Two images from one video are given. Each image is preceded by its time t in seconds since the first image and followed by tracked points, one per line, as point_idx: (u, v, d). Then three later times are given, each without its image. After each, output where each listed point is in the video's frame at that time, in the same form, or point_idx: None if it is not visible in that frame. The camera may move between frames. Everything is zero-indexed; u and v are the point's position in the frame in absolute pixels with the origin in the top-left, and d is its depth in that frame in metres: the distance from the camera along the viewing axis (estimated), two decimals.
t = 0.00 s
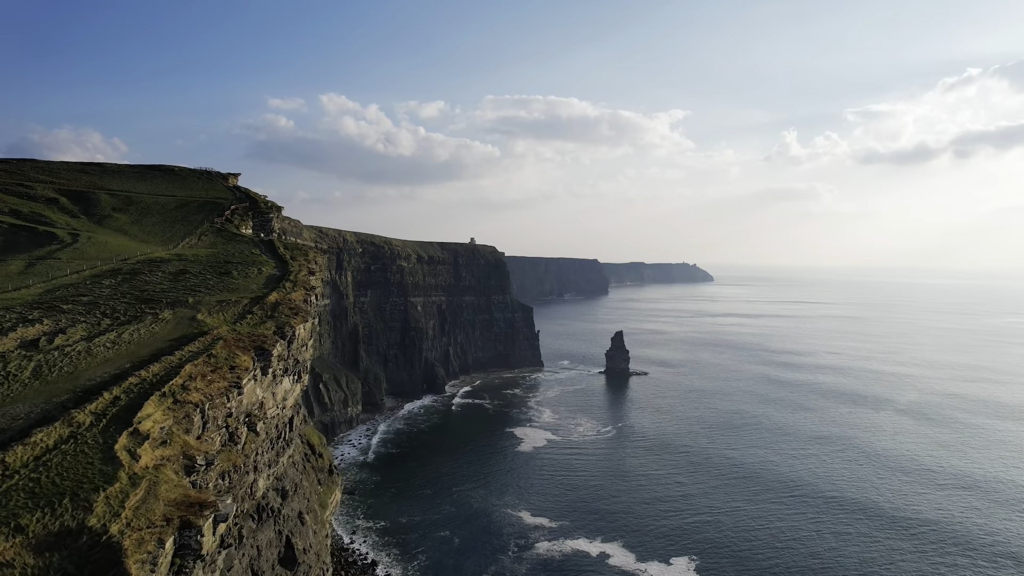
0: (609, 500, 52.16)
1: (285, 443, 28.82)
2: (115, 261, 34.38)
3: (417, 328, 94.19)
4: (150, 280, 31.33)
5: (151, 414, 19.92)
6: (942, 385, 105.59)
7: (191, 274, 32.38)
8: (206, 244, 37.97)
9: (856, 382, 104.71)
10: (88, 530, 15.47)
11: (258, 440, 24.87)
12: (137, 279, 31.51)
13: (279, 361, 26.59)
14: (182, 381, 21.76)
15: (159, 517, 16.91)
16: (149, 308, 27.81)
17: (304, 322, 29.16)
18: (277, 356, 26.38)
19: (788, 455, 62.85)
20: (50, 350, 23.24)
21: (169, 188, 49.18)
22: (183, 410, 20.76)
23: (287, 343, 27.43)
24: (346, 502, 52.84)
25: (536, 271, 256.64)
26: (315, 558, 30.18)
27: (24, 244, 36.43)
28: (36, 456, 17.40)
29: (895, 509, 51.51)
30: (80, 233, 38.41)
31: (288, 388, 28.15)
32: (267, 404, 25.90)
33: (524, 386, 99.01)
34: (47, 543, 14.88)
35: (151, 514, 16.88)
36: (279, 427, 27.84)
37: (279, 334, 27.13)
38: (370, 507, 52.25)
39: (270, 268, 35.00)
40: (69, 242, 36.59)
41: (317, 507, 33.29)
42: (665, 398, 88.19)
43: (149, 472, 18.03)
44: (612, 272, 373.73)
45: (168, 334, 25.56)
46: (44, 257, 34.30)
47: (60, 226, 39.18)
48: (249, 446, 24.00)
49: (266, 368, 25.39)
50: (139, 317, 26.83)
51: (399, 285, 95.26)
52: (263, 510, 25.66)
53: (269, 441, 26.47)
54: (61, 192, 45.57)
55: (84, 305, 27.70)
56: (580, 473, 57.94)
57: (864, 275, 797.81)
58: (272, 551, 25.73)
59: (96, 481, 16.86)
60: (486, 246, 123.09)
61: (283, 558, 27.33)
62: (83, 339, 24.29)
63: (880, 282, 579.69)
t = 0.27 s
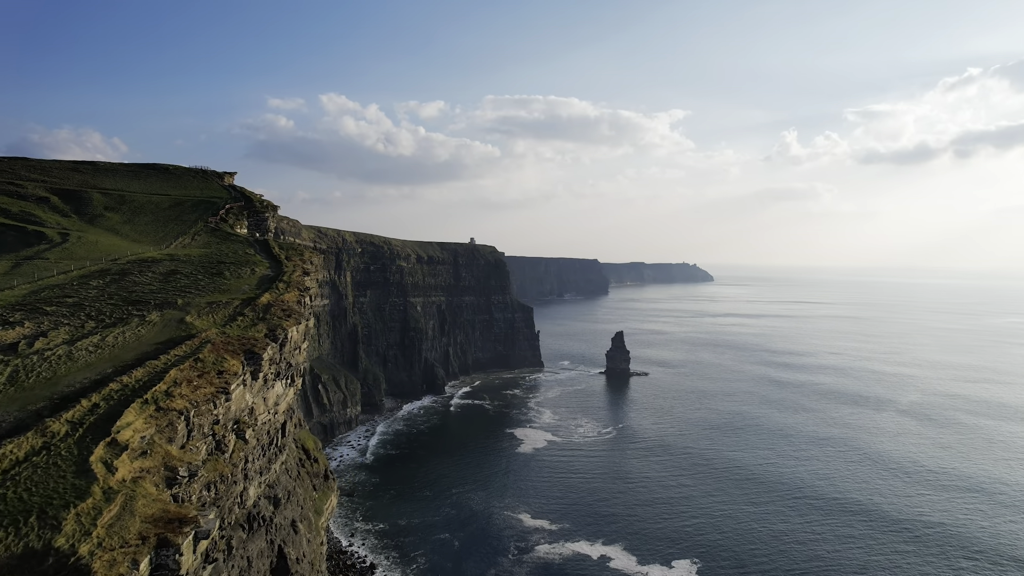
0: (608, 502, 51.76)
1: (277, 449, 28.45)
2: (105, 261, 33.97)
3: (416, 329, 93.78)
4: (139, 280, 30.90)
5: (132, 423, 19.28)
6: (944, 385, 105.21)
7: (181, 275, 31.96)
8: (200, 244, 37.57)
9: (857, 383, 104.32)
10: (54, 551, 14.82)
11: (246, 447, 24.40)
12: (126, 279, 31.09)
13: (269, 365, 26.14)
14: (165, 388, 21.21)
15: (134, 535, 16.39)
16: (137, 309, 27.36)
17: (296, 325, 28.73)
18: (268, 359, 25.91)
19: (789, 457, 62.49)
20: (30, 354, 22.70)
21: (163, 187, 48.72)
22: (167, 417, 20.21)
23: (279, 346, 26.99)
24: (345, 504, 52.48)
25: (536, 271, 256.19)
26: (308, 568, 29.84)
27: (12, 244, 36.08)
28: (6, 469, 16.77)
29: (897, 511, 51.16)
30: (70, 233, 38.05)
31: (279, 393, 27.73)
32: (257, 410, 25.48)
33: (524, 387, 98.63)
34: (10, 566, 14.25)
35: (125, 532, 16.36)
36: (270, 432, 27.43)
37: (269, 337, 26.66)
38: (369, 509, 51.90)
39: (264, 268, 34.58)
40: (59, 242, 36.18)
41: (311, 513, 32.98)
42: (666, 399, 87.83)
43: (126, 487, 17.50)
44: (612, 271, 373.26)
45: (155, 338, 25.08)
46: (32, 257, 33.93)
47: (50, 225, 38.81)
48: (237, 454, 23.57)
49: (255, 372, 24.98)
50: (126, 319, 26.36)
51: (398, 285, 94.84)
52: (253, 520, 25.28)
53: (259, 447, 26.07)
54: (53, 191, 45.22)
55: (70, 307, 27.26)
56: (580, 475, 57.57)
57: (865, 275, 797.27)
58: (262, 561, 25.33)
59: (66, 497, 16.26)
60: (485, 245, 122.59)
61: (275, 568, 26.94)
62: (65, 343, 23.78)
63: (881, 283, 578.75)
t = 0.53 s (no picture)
0: (607, 505, 51.26)
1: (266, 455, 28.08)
2: (92, 260, 33.46)
3: (416, 329, 93.25)
4: (126, 281, 30.38)
5: (106, 434, 18.69)
6: (946, 386, 104.72)
7: (171, 275, 31.47)
8: (192, 243, 37.10)
9: (859, 383, 103.87)
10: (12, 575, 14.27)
11: (232, 456, 23.93)
12: (113, 280, 30.57)
13: (257, 370, 25.65)
14: (145, 396, 20.65)
15: (99, 559, 16.02)
16: (120, 311, 26.81)
17: (288, 328, 28.25)
18: (255, 363, 25.41)
19: (790, 459, 62.04)
20: (6, 358, 22.08)
21: (156, 186, 48.18)
22: (146, 427, 19.65)
23: (269, 350, 26.51)
24: (344, 506, 52.03)
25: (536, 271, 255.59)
26: None
27: None
28: None
29: (899, 513, 50.72)
30: (58, 232, 37.54)
31: (268, 398, 27.24)
32: (244, 417, 25.06)
33: (524, 387, 98.13)
34: None
35: (91, 555, 16.00)
36: (258, 438, 27.03)
37: (257, 341, 26.17)
38: (368, 511, 51.45)
39: (256, 268, 34.10)
40: (47, 241, 35.61)
41: (304, 520, 32.63)
42: (666, 400, 87.35)
43: (93, 506, 17.04)
44: (612, 271, 372.67)
45: (138, 341, 24.51)
46: (17, 257, 33.42)
47: (38, 224, 38.32)
48: (222, 463, 23.14)
49: (243, 377, 24.51)
50: (108, 322, 25.78)
51: (397, 286, 94.33)
52: (241, 531, 24.96)
53: (246, 455, 25.68)
54: (42, 189, 44.72)
55: (51, 309, 26.72)
56: (580, 477, 57.10)
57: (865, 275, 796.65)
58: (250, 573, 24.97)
59: (26, 518, 15.62)
60: (485, 245, 121.99)
61: None
62: (43, 347, 23.15)
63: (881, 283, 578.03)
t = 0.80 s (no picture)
0: (607, 507, 50.79)
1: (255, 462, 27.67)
2: (80, 260, 32.94)
3: (416, 329, 92.80)
4: (113, 282, 29.84)
5: (80, 445, 17.71)
6: (948, 387, 104.35)
7: (160, 276, 31.00)
8: (184, 242, 36.66)
9: (860, 384, 103.59)
10: None
11: (218, 466, 23.42)
12: (99, 281, 30.00)
13: (246, 374, 25.05)
14: (124, 403, 19.79)
15: None
16: (105, 313, 26.19)
17: (279, 330, 27.79)
18: (245, 365, 24.81)
19: (792, 460, 61.62)
20: None
21: (149, 185, 47.78)
22: (124, 436, 18.77)
23: (259, 353, 25.96)
24: (342, 508, 51.60)
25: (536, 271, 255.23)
26: None
27: None
28: None
29: (903, 515, 50.31)
30: (47, 231, 37.07)
31: (257, 403, 26.71)
32: (233, 423, 24.53)
33: (524, 388, 97.69)
34: None
35: None
36: (247, 446, 26.58)
37: (247, 343, 25.63)
38: (367, 513, 51.01)
39: (248, 268, 33.62)
40: (35, 241, 35.18)
41: (296, 529, 32.33)
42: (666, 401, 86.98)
43: (62, 524, 15.90)
44: (612, 271, 372.44)
45: (120, 345, 23.80)
46: (5, 257, 32.93)
47: (27, 224, 37.86)
48: (207, 473, 22.58)
49: (231, 382, 23.92)
50: (91, 324, 25.13)
51: (397, 286, 93.89)
52: (231, 542, 24.72)
53: (235, 463, 25.23)
54: (33, 188, 44.29)
55: (32, 311, 26.00)
56: (580, 479, 56.68)
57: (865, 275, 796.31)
58: None
59: None
60: (485, 245, 121.45)
61: None
62: (21, 351, 22.38)
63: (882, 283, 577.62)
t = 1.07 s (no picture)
0: (605, 510, 50.42)
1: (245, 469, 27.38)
2: (68, 260, 32.54)
3: (415, 329, 92.32)
4: (99, 283, 29.43)
5: (51, 457, 17.23)
6: (950, 387, 103.87)
7: (149, 276, 30.66)
8: (176, 242, 36.30)
9: (861, 385, 103.11)
10: None
11: (203, 477, 22.90)
12: (85, 281, 29.59)
13: (234, 379, 24.54)
14: (100, 412, 19.29)
15: None
16: (88, 315, 25.76)
17: (270, 333, 27.41)
18: (234, 369, 24.36)
19: (793, 462, 61.22)
20: None
21: (142, 183, 47.39)
22: (99, 448, 18.31)
23: (248, 357, 25.54)
24: (341, 510, 51.24)
25: (536, 271, 254.77)
26: None
27: None
28: None
29: (904, 517, 49.93)
30: (35, 230, 36.69)
31: (246, 409, 26.21)
32: (222, 429, 24.14)
33: (524, 388, 97.24)
34: None
35: None
36: (236, 454, 26.27)
37: (236, 346, 25.21)
38: (365, 515, 50.66)
39: (241, 269, 33.23)
40: (23, 240, 34.80)
41: (290, 537, 32.02)
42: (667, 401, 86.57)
43: (24, 546, 15.52)
44: (613, 271, 371.94)
45: (102, 349, 23.33)
46: None
47: (15, 223, 37.49)
48: (191, 484, 22.10)
49: (219, 388, 23.49)
50: (73, 327, 24.68)
51: (396, 286, 93.45)
52: (218, 554, 24.56)
53: (222, 471, 24.93)
54: (24, 186, 43.94)
55: (12, 312, 25.54)
56: (580, 480, 56.30)
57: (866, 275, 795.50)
58: None
59: None
60: (485, 245, 120.93)
61: None
62: None
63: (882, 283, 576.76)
